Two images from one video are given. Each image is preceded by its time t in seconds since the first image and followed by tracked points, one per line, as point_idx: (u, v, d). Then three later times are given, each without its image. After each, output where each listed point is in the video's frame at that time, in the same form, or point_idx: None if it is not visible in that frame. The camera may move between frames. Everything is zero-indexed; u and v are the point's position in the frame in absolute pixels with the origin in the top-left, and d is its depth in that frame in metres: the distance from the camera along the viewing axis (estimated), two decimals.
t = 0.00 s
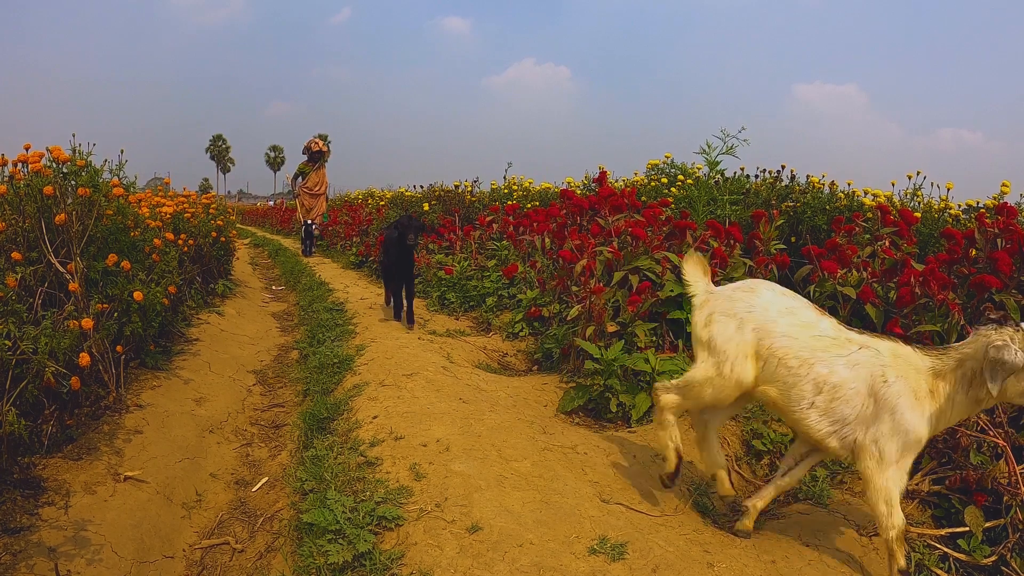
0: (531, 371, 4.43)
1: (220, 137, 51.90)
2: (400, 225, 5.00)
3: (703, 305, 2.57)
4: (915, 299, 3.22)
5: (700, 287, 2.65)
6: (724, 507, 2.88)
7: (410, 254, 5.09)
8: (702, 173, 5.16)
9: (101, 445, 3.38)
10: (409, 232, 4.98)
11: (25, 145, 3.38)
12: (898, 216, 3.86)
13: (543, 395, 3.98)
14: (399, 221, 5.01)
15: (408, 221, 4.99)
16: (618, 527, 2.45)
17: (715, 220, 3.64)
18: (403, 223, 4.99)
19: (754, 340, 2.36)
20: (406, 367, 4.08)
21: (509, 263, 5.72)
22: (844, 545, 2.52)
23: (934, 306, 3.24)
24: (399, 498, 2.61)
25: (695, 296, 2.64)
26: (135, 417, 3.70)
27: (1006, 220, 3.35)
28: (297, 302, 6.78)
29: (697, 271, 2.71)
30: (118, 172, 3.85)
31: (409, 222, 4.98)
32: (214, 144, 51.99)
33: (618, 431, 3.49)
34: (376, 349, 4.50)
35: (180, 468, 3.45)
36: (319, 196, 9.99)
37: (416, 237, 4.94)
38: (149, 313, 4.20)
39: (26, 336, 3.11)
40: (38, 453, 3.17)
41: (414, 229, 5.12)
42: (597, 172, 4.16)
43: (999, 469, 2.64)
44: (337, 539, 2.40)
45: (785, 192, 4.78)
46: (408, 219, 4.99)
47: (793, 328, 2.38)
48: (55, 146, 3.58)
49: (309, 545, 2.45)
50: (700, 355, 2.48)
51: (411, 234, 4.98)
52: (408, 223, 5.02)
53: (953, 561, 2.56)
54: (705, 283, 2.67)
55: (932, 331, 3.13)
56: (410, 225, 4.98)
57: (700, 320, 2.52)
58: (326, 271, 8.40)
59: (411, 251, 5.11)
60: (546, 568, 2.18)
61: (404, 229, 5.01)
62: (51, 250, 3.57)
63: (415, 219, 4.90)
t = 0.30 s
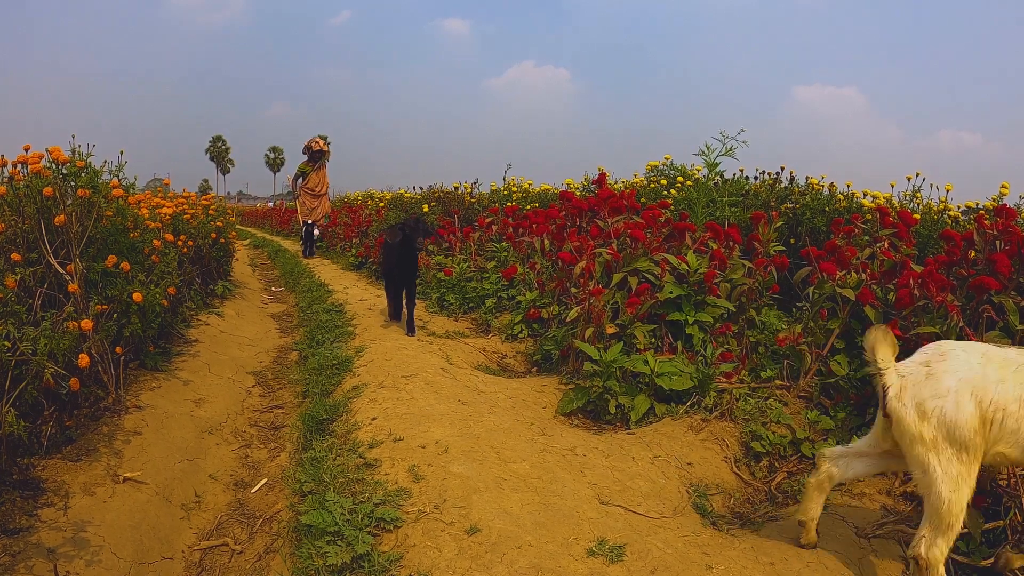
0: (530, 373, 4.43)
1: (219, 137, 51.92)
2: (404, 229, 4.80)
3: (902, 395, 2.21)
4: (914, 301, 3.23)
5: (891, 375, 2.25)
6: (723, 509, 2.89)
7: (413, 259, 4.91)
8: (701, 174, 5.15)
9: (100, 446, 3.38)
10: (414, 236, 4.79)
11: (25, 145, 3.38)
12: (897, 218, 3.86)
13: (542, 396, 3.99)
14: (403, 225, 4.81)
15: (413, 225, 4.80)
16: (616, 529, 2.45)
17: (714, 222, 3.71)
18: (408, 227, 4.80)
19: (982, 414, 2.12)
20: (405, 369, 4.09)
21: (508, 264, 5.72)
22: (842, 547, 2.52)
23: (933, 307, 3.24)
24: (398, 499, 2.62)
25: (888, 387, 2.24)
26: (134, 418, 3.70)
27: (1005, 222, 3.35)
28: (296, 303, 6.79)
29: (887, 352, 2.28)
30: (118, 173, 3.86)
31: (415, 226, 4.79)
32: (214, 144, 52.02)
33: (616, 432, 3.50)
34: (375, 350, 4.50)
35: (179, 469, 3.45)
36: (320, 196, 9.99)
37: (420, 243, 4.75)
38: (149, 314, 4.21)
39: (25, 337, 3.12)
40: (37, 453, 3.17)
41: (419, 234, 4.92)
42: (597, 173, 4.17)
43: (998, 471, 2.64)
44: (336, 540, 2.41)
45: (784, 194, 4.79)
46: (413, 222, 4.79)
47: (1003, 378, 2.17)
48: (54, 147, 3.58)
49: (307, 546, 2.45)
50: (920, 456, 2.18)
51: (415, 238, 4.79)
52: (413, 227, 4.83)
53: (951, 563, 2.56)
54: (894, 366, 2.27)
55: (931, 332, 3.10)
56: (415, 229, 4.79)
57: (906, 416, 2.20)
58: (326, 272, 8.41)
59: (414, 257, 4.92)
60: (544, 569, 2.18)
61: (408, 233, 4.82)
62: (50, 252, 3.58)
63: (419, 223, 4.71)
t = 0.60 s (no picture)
0: (528, 373, 4.43)
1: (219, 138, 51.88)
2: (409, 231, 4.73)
3: None
4: (913, 300, 3.23)
5: None
6: (721, 509, 2.88)
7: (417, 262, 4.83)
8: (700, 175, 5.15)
9: (98, 445, 3.38)
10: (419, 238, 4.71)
11: (24, 145, 3.37)
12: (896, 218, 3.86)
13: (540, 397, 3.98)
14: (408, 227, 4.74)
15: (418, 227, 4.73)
16: (614, 529, 2.45)
17: (713, 222, 3.71)
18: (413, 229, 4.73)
19: None
20: (403, 368, 4.08)
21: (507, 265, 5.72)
22: (842, 547, 2.51)
23: (932, 307, 3.24)
24: (396, 499, 2.61)
25: None
26: (132, 418, 3.70)
27: (1005, 222, 3.34)
28: (295, 303, 6.79)
29: None
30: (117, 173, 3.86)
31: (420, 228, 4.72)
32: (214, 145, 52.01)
33: (615, 432, 3.49)
34: (374, 350, 4.50)
35: (177, 469, 3.44)
36: (320, 196, 9.98)
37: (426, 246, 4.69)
38: (147, 314, 4.20)
39: (23, 336, 3.11)
40: (35, 453, 3.17)
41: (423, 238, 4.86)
42: (596, 173, 4.15)
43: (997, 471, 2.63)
44: (333, 540, 2.40)
45: (784, 194, 4.78)
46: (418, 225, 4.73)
47: None
48: (53, 146, 3.57)
49: (305, 546, 2.44)
50: None
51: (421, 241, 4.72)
52: (417, 229, 4.76)
53: (951, 563, 2.56)
54: None
55: (929, 332, 3.07)
56: (420, 231, 4.72)
57: None
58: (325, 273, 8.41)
59: (418, 259, 4.85)
60: (542, 569, 2.17)
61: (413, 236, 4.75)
62: (49, 251, 3.57)
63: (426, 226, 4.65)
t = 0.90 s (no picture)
0: (526, 372, 4.42)
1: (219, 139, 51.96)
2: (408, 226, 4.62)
3: None
4: (911, 299, 3.23)
5: None
6: (719, 509, 2.87)
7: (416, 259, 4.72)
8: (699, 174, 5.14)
9: (94, 445, 3.37)
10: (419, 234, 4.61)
11: (21, 143, 3.37)
12: (894, 217, 3.86)
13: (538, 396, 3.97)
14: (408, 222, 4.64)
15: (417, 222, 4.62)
16: (611, 529, 2.44)
17: (710, 221, 3.67)
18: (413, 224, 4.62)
19: None
20: (401, 368, 4.07)
21: (506, 264, 5.72)
22: (840, 546, 2.49)
23: (930, 307, 3.24)
24: (392, 498, 2.60)
25: None
26: (129, 417, 3.69)
27: (1003, 221, 3.34)
28: (293, 303, 6.78)
29: None
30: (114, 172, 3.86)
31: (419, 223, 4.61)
32: (213, 146, 52.05)
33: (612, 432, 3.49)
34: (371, 350, 4.49)
35: (174, 469, 3.43)
36: (317, 196, 9.94)
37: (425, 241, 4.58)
38: (144, 313, 4.19)
39: (19, 336, 3.10)
40: (32, 452, 3.16)
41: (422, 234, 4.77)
42: (593, 172, 4.14)
43: (996, 470, 2.62)
44: (328, 539, 2.39)
45: (782, 193, 4.78)
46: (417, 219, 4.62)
47: None
48: (49, 146, 3.57)
49: (300, 545, 2.43)
50: None
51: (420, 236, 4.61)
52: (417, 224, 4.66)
53: (950, 563, 2.54)
54: None
55: (927, 331, 3.07)
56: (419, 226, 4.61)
57: None
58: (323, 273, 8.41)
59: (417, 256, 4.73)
60: (538, 569, 2.17)
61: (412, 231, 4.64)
62: (45, 250, 3.56)
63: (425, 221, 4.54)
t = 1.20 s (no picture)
0: (523, 372, 4.42)
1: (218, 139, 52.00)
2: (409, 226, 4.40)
3: None
4: (909, 299, 3.23)
5: None
6: (717, 509, 2.87)
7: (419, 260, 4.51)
8: (696, 174, 5.13)
9: (92, 446, 3.37)
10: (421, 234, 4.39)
11: (18, 145, 3.36)
12: (892, 216, 3.85)
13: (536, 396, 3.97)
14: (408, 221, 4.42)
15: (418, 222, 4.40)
16: (607, 529, 2.44)
17: (708, 222, 3.65)
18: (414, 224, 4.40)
19: None
20: (398, 369, 4.07)
21: (503, 264, 5.72)
22: (837, 546, 2.49)
23: (928, 306, 3.24)
24: (388, 499, 2.60)
25: None
26: (127, 418, 3.69)
27: (1001, 220, 3.34)
28: (290, 304, 6.78)
29: None
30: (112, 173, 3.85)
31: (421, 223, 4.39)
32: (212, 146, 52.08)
33: (609, 432, 3.48)
34: (369, 350, 4.49)
35: (172, 469, 3.43)
36: (315, 195, 9.88)
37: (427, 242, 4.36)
38: (141, 314, 4.19)
39: (16, 337, 3.09)
40: (29, 454, 3.16)
41: (424, 234, 4.60)
42: (591, 172, 4.13)
43: (993, 469, 2.62)
44: (325, 540, 2.39)
45: (779, 193, 4.78)
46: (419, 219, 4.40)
47: None
48: (46, 147, 3.56)
49: (297, 546, 2.43)
50: None
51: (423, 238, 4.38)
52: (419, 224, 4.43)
53: (947, 563, 2.54)
54: None
55: (925, 330, 3.07)
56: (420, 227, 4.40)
57: None
58: (321, 273, 8.41)
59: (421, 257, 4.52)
60: (534, 570, 2.16)
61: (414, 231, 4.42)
62: (42, 252, 3.56)
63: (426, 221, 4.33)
